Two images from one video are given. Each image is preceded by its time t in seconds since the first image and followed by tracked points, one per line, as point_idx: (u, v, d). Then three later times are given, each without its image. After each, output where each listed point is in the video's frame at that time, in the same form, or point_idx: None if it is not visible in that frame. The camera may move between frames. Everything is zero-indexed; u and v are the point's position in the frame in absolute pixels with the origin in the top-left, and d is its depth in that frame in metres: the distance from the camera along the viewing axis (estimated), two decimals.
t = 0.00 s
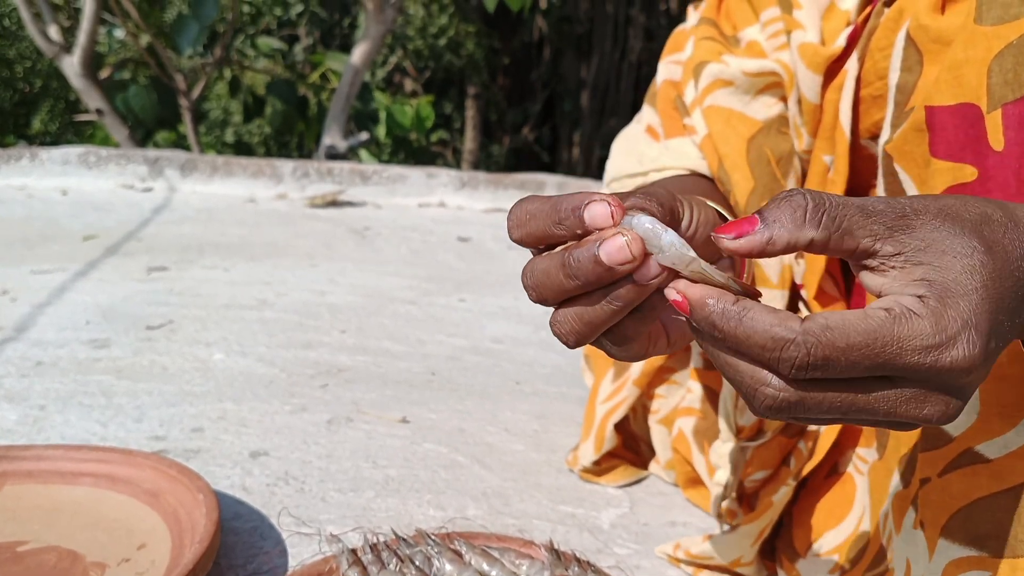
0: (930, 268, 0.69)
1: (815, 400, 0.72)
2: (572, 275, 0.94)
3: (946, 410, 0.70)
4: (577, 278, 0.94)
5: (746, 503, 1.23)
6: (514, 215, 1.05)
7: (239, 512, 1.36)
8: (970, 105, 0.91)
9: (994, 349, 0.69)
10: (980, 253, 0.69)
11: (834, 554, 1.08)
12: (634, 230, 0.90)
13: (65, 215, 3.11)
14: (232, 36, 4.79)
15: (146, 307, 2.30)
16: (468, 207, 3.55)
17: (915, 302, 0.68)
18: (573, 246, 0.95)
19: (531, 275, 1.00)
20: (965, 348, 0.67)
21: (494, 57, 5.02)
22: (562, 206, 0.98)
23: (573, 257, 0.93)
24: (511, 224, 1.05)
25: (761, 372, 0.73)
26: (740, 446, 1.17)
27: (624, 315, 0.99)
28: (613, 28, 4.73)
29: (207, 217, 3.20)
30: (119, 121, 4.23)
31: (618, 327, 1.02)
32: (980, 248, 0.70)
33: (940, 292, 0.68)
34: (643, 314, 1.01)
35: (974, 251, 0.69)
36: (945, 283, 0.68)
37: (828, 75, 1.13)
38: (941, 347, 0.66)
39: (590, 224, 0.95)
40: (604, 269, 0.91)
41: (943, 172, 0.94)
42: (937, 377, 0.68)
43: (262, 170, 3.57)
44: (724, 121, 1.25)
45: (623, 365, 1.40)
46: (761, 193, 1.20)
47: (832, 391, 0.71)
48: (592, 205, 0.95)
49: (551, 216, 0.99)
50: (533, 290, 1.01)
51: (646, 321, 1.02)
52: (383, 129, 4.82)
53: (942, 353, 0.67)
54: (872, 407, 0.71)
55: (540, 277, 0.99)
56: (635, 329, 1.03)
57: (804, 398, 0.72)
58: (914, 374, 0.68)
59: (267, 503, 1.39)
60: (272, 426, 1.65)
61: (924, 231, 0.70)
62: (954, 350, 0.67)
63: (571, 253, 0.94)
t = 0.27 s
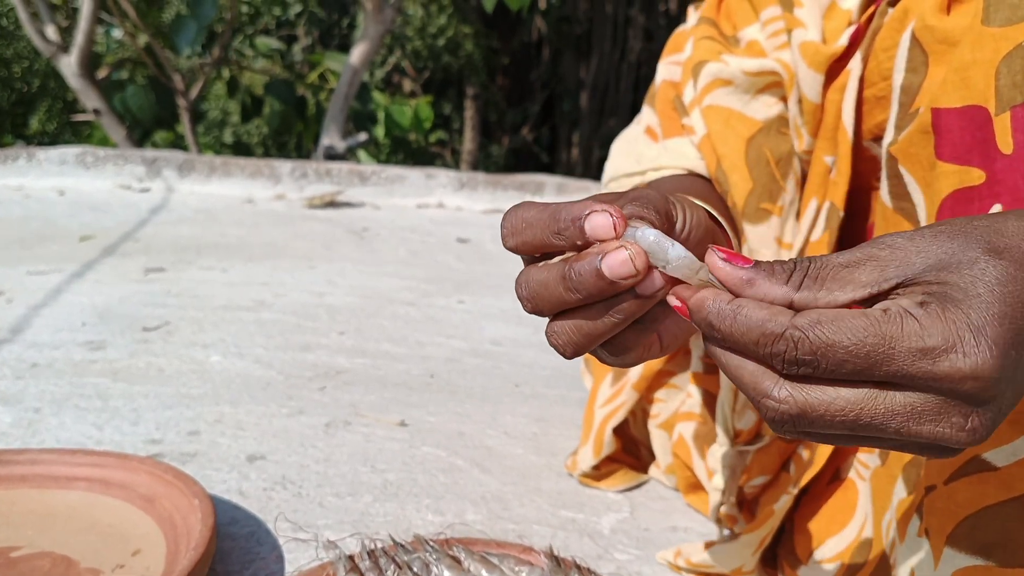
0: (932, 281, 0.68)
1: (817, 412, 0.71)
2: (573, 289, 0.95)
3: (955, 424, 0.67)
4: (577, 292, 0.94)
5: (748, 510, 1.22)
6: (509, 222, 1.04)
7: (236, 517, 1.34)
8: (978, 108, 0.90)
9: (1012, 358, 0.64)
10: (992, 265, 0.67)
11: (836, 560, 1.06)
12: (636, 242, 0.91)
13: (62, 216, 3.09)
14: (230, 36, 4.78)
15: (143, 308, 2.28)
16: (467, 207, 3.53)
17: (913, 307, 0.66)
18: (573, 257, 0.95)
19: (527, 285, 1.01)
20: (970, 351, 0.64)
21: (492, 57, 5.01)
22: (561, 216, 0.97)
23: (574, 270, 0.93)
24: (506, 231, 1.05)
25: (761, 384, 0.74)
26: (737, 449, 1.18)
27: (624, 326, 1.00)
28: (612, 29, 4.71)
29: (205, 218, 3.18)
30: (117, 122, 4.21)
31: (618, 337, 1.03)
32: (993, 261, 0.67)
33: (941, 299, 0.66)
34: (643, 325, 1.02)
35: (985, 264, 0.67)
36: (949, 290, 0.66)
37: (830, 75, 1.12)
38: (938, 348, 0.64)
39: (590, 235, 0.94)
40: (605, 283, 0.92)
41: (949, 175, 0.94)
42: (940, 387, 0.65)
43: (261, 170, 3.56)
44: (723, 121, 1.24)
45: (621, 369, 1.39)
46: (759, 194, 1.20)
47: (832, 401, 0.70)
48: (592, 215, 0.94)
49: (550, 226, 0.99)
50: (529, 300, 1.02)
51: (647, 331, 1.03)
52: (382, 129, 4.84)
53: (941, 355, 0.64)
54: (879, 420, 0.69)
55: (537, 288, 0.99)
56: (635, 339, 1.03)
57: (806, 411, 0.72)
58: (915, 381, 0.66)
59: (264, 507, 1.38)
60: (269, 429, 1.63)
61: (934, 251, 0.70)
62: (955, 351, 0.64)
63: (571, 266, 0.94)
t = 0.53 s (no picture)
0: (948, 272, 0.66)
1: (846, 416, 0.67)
2: (573, 308, 0.93)
3: (997, 407, 0.61)
4: (579, 311, 0.93)
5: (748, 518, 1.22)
6: (502, 238, 1.02)
7: (229, 523, 1.33)
8: (989, 107, 0.91)
9: None
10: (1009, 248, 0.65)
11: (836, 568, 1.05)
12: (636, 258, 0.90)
13: (57, 217, 3.07)
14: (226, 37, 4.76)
15: (138, 311, 2.26)
16: (465, 208, 3.50)
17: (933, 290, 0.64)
18: (573, 275, 0.93)
19: (524, 304, 0.99)
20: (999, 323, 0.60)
21: (490, 58, 4.98)
22: (557, 232, 0.96)
23: (574, 289, 0.92)
24: (500, 248, 1.03)
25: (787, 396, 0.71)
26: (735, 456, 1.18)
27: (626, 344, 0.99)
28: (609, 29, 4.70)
29: (201, 219, 3.16)
30: (112, 122, 4.19)
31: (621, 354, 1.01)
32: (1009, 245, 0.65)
33: (960, 280, 0.64)
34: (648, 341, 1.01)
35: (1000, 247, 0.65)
36: (966, 273, 0.64)
37: (833, 72, 1.13)
38: (962, 322, 0.61)
39: (589, 251, 0.92)
40: (608, 302, 0.90)
41: (957, 175, 0.93)
42: (974, 367, 0.61)
43: (257, 171, 3.55)
44: (724, 120, 1.22)
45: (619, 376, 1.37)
46: (762, 195, 1.19)
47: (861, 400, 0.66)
48: (589, 231, 0.93)
49: (546, 242, 0.97)
50: (526, 319, 0.99)
51: (649, 347, 1.02)
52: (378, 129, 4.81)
53: (966, 329, 0.61)
54: (914, 415, 0.64)
55: (536, 307, 0.97)
56: (638, 354, 1.02)
57: (834, 416, 0.68)
58: (944, 363, 0.62)
59: (258, 514, 1.36)
60: (264, 434, 1.62)
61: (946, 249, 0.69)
62: (980, 324, 0.60)
63: (571, 284, 0.92)
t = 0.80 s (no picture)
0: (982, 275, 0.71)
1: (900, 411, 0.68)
2: (580, 355, 0.92)
3: None
4: (586, 358, 0.91)
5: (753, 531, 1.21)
6: (499, 288, 1.01)
7: (226, 528, 1.32)
8: (1006, 108, 0.93)
9: None
10: None
11: None
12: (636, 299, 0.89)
13: (55, 218, 3.06)
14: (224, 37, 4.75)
15: (135, 313, 2.25)
16: (464, 209, 3.46)
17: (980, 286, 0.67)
18: (574, 322, 0.92)
19: (528, 354, 0.97)
20: None
21: (489, 59, 4.97)
22: (552, 278, 0.94)
23: (578, 336, 0.90)
24: (498, 299, 1.01)
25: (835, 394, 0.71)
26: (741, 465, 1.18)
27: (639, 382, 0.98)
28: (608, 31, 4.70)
29: (199, 220, 3.15)
30: (110, 123, 4.18)
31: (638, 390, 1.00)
32: None
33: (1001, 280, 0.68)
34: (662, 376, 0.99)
35: None
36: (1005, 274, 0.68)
37: (842, 74, 1.12)
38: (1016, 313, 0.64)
39: (587, 295, 0.91)
40: (615, 346, 0.89)
41: (972, 178, 0.96)
42: None
43: (256, 172, 3.54)
44: (731, 122, 1.22)
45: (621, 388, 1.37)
46: (770, 199, 1.19)
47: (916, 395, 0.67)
48: (585, 274, 0.91)
49: (543, 288, 0.95)
50: (533, 369, 0.98)
51: (664, 380, 1.01)
52: (377, 130, 4.82)
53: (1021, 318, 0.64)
54: (969, 407, 0.66)
55: (542, 355, 0.96)
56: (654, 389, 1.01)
57: (887, 412, 0.69)
58: (1000, 353, 0.65)
59: (255, 519, 1.35)
60: (262, 437, 1.61)
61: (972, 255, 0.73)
62: None
63: (574, 332, 0.91)
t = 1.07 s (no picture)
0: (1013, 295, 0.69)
1: (945, 447, 0.66)
2: (591, 405, 0.89)
3: None
4: (598, 407, 0.89)
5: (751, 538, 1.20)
6: (499, 346, 0.96)
7: (221, 530, 1.31)
8: (1016, 108, 0.92)
9: None
10: None
11: None
12: (638, 338, 0.85)
13: (51, 217, 3.05)
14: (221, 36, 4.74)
15: (131, 312, 2.24)
16: (462, 208, 3.45)
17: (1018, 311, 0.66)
18: (581, 371, 0.89)
19: (542, 408, 0.94)
20: None
21: (486, 58, 4.95)
22: (546, 329, 0.90)
23: (587, 387, 0.88)
24: (499, 356, 0.97)
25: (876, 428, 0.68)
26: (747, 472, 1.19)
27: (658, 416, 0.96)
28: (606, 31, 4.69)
29: (195, 219, 3.14)
30: (107, 122, 4.16)
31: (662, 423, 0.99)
32: None
33: None
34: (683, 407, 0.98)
35: None
36: None
37: (849, 76, 1.12)
38: None
39: (584, 341, 0.87)
40: (626, 391, 0.86)
41: (982, 179, 0.95)
42: None
43: (253, 171, 3.52)
44: (737, 125, 1.23)
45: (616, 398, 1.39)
46: (780, 203, 1.20)
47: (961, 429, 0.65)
48: (580, 322, 0.87)
49: (540, 341, 0.91)
50: (549, 422, 0.95)
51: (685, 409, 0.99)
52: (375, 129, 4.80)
53: None
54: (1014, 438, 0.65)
55: (553, 407, 0.93)
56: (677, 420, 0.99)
57: (931, 448, 0.66)
58: None
59: (250, 520, 1.34)
60: (257, 438, 1.60)
61: (997, 267, 0.71)
62: None
63: (583, 382, 0.88)
